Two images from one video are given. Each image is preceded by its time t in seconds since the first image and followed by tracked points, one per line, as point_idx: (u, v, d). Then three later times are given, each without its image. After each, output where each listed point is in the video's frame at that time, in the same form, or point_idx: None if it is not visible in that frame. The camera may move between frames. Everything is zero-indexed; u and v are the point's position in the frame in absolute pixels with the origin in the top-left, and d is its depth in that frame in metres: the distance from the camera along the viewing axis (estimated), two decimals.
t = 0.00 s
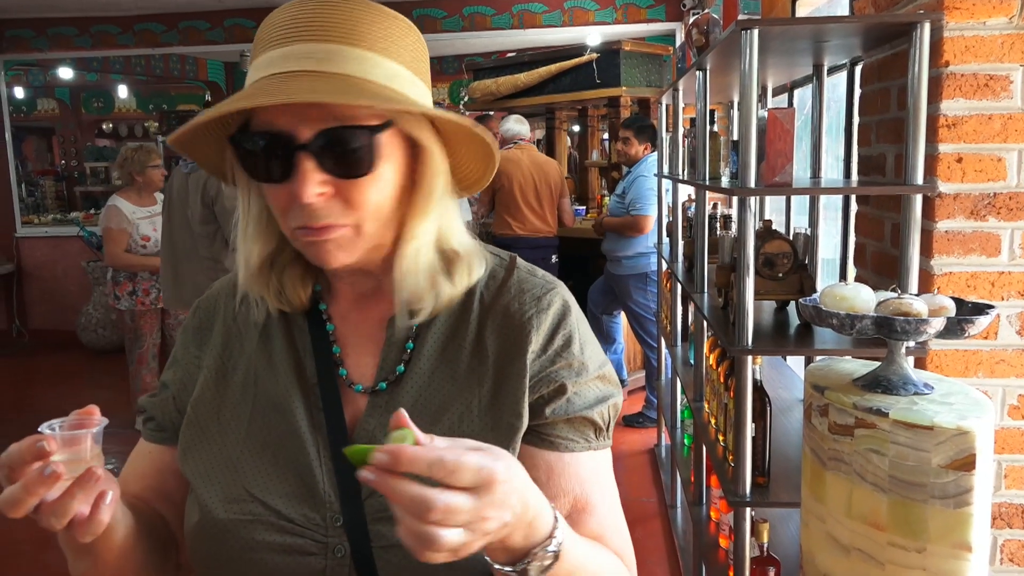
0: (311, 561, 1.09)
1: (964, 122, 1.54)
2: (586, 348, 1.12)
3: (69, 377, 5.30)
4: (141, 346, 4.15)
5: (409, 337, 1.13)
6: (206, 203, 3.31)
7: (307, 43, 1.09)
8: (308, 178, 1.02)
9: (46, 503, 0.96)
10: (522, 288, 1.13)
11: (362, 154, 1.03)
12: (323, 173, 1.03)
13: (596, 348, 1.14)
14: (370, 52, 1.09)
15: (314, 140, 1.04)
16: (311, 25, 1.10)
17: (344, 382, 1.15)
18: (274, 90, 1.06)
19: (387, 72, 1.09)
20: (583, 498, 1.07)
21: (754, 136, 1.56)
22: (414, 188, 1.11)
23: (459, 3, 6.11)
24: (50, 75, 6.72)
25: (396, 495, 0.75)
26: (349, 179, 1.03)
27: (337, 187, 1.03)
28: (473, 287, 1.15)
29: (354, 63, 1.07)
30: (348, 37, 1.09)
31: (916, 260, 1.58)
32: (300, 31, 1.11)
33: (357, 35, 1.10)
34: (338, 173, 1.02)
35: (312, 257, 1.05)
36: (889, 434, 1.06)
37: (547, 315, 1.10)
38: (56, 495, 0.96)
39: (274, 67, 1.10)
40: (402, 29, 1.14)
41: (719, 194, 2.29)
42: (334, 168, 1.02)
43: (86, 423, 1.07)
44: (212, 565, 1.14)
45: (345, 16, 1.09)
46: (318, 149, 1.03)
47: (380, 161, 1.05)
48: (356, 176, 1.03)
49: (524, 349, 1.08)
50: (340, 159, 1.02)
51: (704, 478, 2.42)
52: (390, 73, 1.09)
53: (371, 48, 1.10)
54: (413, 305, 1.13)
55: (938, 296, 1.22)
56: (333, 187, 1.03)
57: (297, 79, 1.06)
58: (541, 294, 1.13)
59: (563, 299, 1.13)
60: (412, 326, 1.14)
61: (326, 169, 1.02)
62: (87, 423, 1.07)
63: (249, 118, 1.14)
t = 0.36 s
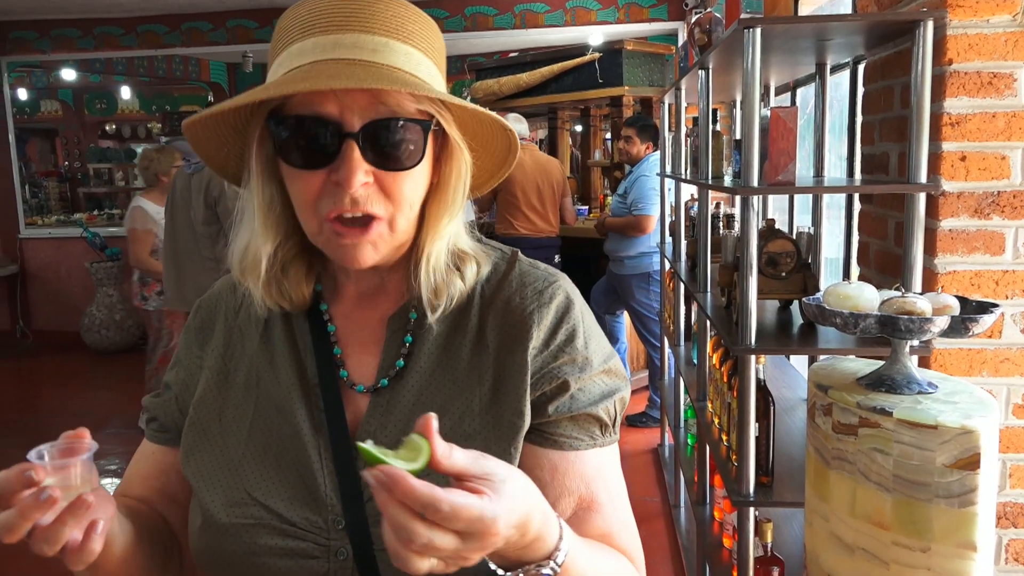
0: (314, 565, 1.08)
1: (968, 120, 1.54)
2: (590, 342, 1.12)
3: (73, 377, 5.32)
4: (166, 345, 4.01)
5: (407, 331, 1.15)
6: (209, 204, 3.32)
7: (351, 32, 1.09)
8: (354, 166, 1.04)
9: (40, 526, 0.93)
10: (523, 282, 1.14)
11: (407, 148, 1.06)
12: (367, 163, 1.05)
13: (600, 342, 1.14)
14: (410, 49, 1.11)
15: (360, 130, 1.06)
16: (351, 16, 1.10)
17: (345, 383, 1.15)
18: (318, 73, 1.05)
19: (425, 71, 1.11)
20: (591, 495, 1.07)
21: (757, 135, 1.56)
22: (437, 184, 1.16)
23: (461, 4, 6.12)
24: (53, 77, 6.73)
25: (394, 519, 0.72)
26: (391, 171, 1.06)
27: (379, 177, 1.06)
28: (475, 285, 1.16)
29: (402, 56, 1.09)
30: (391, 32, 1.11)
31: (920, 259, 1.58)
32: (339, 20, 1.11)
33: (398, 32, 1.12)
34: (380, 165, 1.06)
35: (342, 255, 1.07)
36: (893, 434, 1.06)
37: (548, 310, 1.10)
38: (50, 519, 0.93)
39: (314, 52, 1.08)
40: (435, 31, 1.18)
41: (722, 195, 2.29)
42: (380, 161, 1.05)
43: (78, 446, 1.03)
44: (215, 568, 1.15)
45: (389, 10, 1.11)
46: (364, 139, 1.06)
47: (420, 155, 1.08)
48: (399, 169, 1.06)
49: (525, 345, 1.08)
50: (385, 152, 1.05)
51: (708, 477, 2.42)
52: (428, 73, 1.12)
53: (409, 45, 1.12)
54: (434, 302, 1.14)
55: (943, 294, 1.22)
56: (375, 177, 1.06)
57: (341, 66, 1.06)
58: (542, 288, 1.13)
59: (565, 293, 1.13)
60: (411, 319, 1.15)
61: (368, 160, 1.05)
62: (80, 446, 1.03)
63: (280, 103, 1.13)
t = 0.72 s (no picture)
0: (321, 561, 1.09)
1: (972, 118, 1.53)
2: (597, 342, 1.12)
3: (78, 377, 5.34)
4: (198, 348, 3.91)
5: (413, 332, 1.15)
6: (212, 203, 3.30)
7: (336, 30, 1.09)
8: (331, 163, 1.03)
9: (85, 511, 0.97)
10: (530, 283, 1.14)
11: (383, 144, 1.05)
12: (345, 160, 1.04)
13: (607, 341, 1.14)
14: (394, 44, 1.09)
15: (337, 126, 1.06)
16: (341, 13, 1.11)
17: (351, 381, 1.16)
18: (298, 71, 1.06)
19: (408, 66, 1.08)
20: (600, 494, 1.07)
21: (759, 134, 1.56)
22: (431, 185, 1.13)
23: (464, 3, 6.12)
24: (58, 77, 6.74)
25: (462, 488, 0.76)
26: (371, 167, 1.04)
27: (357, 174, 1.04)
28: (482, 284, 1.16)
29: (383, 54, 1.07)
30: (377, 29, 1.09)
31: (924, 257, 1.57)
32: (330, 17, 1.11)
33: (385, 28, 1.10)
34: (358, 161, 1.04)
35: (326, 247, 1.06)
36: (896, 432, 1.06)
37: (556, 310, 1.10)
38: (94, 506, 0.98)
39: (300, 51, 1.09)
40: (430, 31, 1.15)
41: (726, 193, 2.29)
42: (355, 156, 1.04)
43: (125, 432, 1.01)
44: (221, 563, 1.15)
45: (378, 9, 1.10)
46: (340, 133, 1.05)
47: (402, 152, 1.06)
48: (375, 167, 1.04)
49: (533, 345, 1.09)
50: (362, 148, 1.04)
51: (710, 477, 2.41)
52: (411, 68, 1.09)
53: (395, 41, 1.09)
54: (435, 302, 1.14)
55: (947, 293, 1.22)
56: (354, 174, 1.04)
57: (320, 63, 1.06)
58: (549, 289, 1.13)
59: (572, 293, 1.13)
60: (417, 319, 1.15)
61: (347, 157, 1.04)
62: (126, 432, 1.01)
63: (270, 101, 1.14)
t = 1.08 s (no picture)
0: (326, 562, 1.08)
1: (967, 117, 1.53)
2: (598, 342, 1.14)
3: (75, 375, 5.32)
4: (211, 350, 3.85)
5: (414, 336, 1.14)
6: (207, 202, 3.28)
7: (249, 53, 1.06)
8: (250, 193, 1.00)
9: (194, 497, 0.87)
10: (532, 284, 1.14)
11: (300, 165, 1.00)
12: (266, 186, 1.00)
13: (605, 340, 1.16)
14: (306, 55, 1.04)
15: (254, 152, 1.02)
16: (249, 31, 1.06)
17: (351, 380, 1.15)
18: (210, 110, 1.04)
19: (322, 76, 1.03)
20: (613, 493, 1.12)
21: (756, 132, 1.55)
22: (370, 192, 1.08)
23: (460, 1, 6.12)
24: (52, 75, 6.70)
25: (522, 516, 0.80)
26: (293, 191, 1.00)
27: (283, 199, 1.00)
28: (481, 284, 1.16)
29: (289, 72, 1.03)
30: (285, 42, 1.04)
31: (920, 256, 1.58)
32: (242, 39, 1.07)
33: (292, 33, 1.04)
34: (278, 186, 1.00)
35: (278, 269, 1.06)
36: (892, 431, 1.06)
37: (559, 312, 1.11)
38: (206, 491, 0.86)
39: (220, 81, 1.07)
40: (354, 19, 1.06)
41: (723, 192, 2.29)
42: (275, 178, 1.00)
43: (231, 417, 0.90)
44: (224, 564, 1.14)
45: (282, 16, 1.04)
46: (257, 158, 1.01)
47: (323, 170, 1.02)
48: (294, 186, 1.00)
49: (539, 347, 1.10)
50: (279, 172, 1.00)
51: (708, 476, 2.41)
52: (324, 76, 1.03)
53: (303, 51, 1.04)
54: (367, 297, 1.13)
55: (943, 292, 1.22)
56: (281, 199, 1.01)
57: (230, 96, 1.03)
58: (551, 290, 1.13)
59: (573, 295, 1.14)
60: (417, 324, 1.14)
61: (268, 183, 1.00)
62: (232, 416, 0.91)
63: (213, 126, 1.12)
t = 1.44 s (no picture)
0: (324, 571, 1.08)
1: (973, 115, 1.52)
2: (592, 339, 1.14)
3: (80, 375, 5.34)
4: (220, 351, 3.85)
5: (403, 344, 1.14)
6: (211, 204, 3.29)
7: (229, 74, 1.01)
8: (246, 223, 0.97)
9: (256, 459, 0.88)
10: (524, 283, 1.14)
11: (301, 192, 0.98)
12: (262, 216, 0.98)
13: (599, 335, 1.16)
14: (293, 77, 1.00)
15: (247, 181, 0.99)
16: (223, 51, 1.00)
17: (342, 390, 1.15)
18: (198, 143, 1.00)
19: (313, 98, 1.01)
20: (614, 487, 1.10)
21: (761, 131, 1.55)
22: (368, 212, 1.08)
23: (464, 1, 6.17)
24: (57, 75, 6.70)
25: (534, 503, 0.82)
26: (294, 219, 0.98)
27: (281, 227, 0.98)
28: (470, 284, 1.16)
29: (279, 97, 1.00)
30: (268, 64, 1.00)
31: (926, 254, 1.57)
32: (216, 60, 1.01)
33: (276, 54, 0.99)
34: (278, 213, 0.97)
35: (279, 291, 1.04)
36: (899, 431, 1.05)
37: (552, 311, 1.11)
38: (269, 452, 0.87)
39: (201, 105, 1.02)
40: (334, 35, 1.02)
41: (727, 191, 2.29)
42: (275, 208, 0.97)
43: (294, 381, 0.88)
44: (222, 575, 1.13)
45: (262, 36, 0.99)
46: (255, 190, 0.98)
47: (322, 193, 1.01)
48: (298, 216, 0.98)
49: (532, 348, 1.10)
50: (277, 200, 0.97)
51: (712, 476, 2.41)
52: (317, 98, 1.01)
53: (288, 73, 1.00)
54: (376, 330, 1.13)
55: (950, 290, 1.21)
56: (279, 225, 0.98)
57: (219, 127, 1.00)
58: (543, 289, 1.13)
59: (565, 292, 1.14)
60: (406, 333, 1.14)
61: (264, 212, 0.98)
62: (296, 381, 0.89)
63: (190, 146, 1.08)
